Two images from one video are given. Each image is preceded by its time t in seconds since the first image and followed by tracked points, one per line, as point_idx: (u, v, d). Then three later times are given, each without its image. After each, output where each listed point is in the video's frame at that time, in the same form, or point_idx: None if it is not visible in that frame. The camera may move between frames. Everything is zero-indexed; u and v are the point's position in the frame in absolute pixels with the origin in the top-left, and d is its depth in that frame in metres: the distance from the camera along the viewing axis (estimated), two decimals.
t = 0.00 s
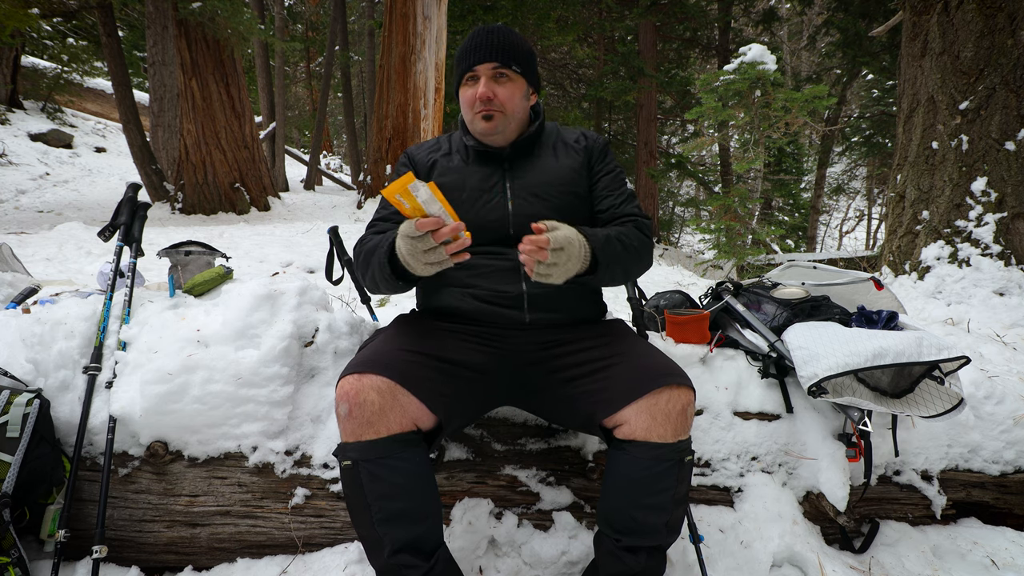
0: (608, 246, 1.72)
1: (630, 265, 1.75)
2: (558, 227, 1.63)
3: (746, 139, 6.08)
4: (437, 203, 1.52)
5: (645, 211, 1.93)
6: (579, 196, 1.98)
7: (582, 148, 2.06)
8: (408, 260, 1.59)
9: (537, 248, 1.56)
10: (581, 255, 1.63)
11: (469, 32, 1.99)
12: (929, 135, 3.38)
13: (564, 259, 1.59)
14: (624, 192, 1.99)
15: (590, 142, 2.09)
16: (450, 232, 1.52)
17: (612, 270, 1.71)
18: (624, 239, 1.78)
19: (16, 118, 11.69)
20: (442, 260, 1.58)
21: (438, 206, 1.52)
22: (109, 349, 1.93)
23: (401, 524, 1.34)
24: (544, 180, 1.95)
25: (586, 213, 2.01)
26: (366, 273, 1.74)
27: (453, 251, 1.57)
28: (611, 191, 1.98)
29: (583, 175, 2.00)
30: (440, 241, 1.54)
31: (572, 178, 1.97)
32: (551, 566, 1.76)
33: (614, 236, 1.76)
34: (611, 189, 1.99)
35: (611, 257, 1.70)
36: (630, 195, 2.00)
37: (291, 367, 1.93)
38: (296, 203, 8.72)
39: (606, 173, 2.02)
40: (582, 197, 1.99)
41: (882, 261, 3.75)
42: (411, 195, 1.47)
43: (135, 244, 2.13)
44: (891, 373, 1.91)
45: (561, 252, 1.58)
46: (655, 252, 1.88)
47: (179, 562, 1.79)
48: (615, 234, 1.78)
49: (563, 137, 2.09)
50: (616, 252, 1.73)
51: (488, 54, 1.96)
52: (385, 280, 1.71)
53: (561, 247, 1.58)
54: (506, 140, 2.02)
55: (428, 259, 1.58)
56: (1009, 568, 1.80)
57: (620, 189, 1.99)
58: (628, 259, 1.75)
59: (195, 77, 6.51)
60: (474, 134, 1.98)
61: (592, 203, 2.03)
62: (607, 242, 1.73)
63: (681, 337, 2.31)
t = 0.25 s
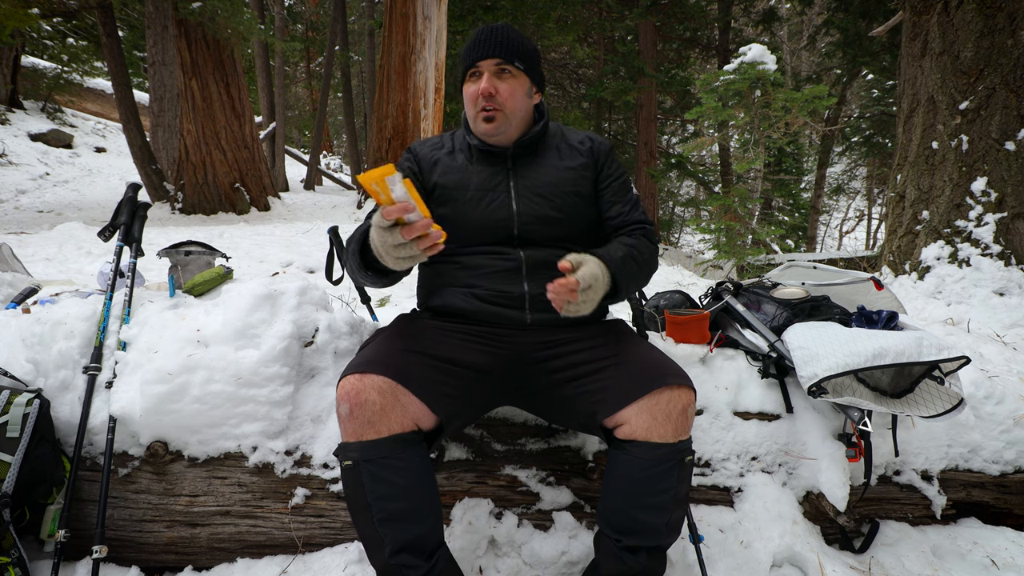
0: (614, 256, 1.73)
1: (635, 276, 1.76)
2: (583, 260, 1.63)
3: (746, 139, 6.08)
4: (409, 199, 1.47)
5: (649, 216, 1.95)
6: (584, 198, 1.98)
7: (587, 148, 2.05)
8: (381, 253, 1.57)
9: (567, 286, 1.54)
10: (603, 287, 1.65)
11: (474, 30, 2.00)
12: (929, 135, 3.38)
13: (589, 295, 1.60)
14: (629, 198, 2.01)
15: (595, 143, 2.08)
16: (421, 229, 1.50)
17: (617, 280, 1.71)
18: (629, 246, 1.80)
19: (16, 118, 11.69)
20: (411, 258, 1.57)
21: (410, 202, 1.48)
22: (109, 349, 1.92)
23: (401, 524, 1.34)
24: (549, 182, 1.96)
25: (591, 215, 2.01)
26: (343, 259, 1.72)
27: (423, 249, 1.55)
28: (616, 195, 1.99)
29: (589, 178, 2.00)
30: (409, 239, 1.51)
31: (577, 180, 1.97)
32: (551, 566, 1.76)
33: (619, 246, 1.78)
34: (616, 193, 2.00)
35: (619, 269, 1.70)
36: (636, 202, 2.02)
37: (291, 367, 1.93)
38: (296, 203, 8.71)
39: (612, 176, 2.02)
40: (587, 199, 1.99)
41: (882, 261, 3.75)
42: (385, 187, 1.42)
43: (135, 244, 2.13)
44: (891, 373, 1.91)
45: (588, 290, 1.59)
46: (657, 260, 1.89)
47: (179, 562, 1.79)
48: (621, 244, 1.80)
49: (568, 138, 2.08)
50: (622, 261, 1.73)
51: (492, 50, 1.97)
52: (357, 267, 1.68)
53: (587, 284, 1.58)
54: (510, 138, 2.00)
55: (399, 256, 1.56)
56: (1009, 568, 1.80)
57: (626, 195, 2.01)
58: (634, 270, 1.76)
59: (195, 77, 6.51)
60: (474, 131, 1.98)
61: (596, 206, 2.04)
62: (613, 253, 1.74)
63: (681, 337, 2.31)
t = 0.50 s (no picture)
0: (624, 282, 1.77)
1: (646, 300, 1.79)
2: (603, 304, 1.67)
3: (746, 139, 6.08)
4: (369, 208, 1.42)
5: (654, 224, 1.98)
6: (589, 201, 1.99)
7: (593, 151, 2.06)
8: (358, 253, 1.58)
9: (600, 332, 1.55)
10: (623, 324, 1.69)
11: (483, 29, 2.01)
12: (929, 135, 3.38)
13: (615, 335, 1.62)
14: (635, 203, 2.03)
15: (602, 147, 2.07)
16: (381, 238, 1.47)
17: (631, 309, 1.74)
18: (636, 266, 1.85)
19: (16, 118, 11.69)
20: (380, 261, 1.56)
21: (370, 210, 1.43)
22: (109, 349, 1.92)
23: (401, 524, 1.34)
24: (554, 185, 1.96)
25: (596, 218, 2.02)
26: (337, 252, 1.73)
27: (388, 254, 1.53)
28: (622, 202, 2.01)
29: (595, 183, 2.01)
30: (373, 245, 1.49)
31: (582, 183, 1.99)
32: (551, 565, 1.76)
33: (631, 273, 1.81)
34: (621, 199, 2.01)
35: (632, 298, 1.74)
36: (641, 209, 2.04)
37: (291, 367, 1.93)
38: (296, 203, 8.71)
39: (618, 182, 2.03)
40: (593, 202, 2.00)
41: (882, 261, 3.74)
42: (341, 194, 1.40)
43: (135, 244, 2.13)
44: (891, 373, 1.91)
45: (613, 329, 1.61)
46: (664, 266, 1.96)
47: (179, 562, 1.79)
48: (628, 265, 1.85)
49: (574, 141, 2.08)
50: (634, 288, 1.76)
51: (498, 47, 1.98)
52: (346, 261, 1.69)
53: (613, 325, 1.61)
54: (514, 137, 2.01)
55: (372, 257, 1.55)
56: (1009, 568, 1.80)
57: (632, 202, 2.02)
58: (643, 290, 1.78)
59: (195, 76, 6.51)
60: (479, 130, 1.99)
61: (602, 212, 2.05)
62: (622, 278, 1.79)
63: (681, 337, 2.31)
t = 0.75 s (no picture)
0: (628, 294, 1.80)
1: (650, 310, 1.82)
2: (599, 320, 1.67)
3: (746, 139, 6.08)
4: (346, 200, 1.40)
5: (656, 228, 2.01)
6: (593, 204, 2.01)
7: (598, 154, 2.08)
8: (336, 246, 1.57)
9: (596, 345, 1.54)
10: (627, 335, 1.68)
11: (491, 29, 2.02)
12: (929, 134, 3.38)
13: (618, 343, 1.61)
14: (638, 207, 2.06)
15: (607, 150, 2.10)
16: (357, 231, 1.46)
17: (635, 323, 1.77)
18: (639, 275, 1.88)
19: (16, 118, 11.69)
20: (356, 253, 1.56)
21: (347, 203, 1.41)
22: (108, 349, 1.92)
23: (401, 524, 1.34)
24: (558, 187, 1.97)
25: (600, 222, 2.03)
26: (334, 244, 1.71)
27: (366, 246, 1.53)
28: (625, 207, 2.04)
29: (599, 186, 2.03)
30: (349, 238, 1.48)
31: (586, 186, 2.00)
32: (551, 565, 1.76)
33: (634, 285, 1.84)
34: (624, 205, 2.04)
35: (636, 310, 1.77)
36: (645, 213, 2.07)
37: (291, 367, 1.94)
38: (296, 203, 8.71)
39: (622, 187, 2.06)
40: (596, 205, 2.02)
41: (882, 261, 3.74)
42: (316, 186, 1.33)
43: (135, 244, 2.13)
44: (891, 373, 1.91)
45: (612, 338, 1.60)
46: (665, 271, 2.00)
47: (179, 562, 1.79)
48: (630, 274, 1.89)
49: (579, 143, 2.10)
50: (638, 300, 1.79)
51: (505, 48, 1.99)
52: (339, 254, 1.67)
53: (609, 334, 1.60)
54: (518, 137, 2.02)
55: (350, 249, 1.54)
56: (1009, 568, 1.80)
57: (635, 207, 2.05)
58: (645, 299, 1.81)
59: (195, 77, 6.52)
60: (483, 129, 2.00)
61: (606, 215, 2.07)
62: (626, 289, 1.82)
63: (681, 337, 2.31)
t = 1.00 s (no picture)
0: (629, 295, 1.80)
1: (650, 311, 1.81)
2: (600, 321, 1.67)
3: (746, 139, 6.09)
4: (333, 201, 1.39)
5: (658, 230, 2.01)
6: (595, 205, 2.01)
7: (601, 155, 2.08)
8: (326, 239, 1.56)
9: (596, 345, 1.54)
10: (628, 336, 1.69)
11: (495, 29, 2.01)
12: (929, 134, 3.38)
13: (618, 343, 1.61)
14: (640, 209, 2.06)
15: (610, 151, 2.10)
16: (341, 231, 1.45)
17: (636, 323, 1.77)
18: (639, 276, 1.88)
19: (16, 118, 11.69)
20: (341, 253, 1.55)
21: (335, 203, 1.40)
22: (109, 349, 1.92)
23: (401, 524, 1.34)
24: (560, 187, 1.98)
25: (602, 223, 2.03)
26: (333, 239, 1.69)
27: (349, 246, 1.52)
28: (627, 208, 2.04)
29: (602, 187, 2.03)
30: (332, 237, 1.47)
31: (588, 187, 2.01)
32: (551, 565, 1.76)
33: (635, 286, 1.85)
34: (627, 206, 2.04)
35: (636, 311, 1.76)
36: (647, 214, 2.07)
37: (291, 367, 1.94)
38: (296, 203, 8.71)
39: (624, 188, 2.06)
40: (599, 206, 2.02)
41: (882, 261, 3.74)
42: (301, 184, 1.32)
43: (135, 244, 2.13)
44: (891, 373, 1.91)
45: (613, 338, 1.60)
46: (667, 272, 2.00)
47: (179, 562, 1.79)
48: (631, 275, 1.89)
49: (583, 144, 2.11)
50: (639, 301, 1.79)
51: (509, 51, 1.99)
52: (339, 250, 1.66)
53: (610, 334, 1.60)
54: (520, 139, 2.04)
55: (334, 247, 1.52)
56: (1009, 568, 1.80)
57: (637, 208, 2.06)
58: (647, 300, 1.81)
59: (195, 77, 6.52)
60: (486, 131, 2.01)
61: (608, 215, 2.07)
62: (627, 291, 1.82)
63: (681, 337, 2.31)
